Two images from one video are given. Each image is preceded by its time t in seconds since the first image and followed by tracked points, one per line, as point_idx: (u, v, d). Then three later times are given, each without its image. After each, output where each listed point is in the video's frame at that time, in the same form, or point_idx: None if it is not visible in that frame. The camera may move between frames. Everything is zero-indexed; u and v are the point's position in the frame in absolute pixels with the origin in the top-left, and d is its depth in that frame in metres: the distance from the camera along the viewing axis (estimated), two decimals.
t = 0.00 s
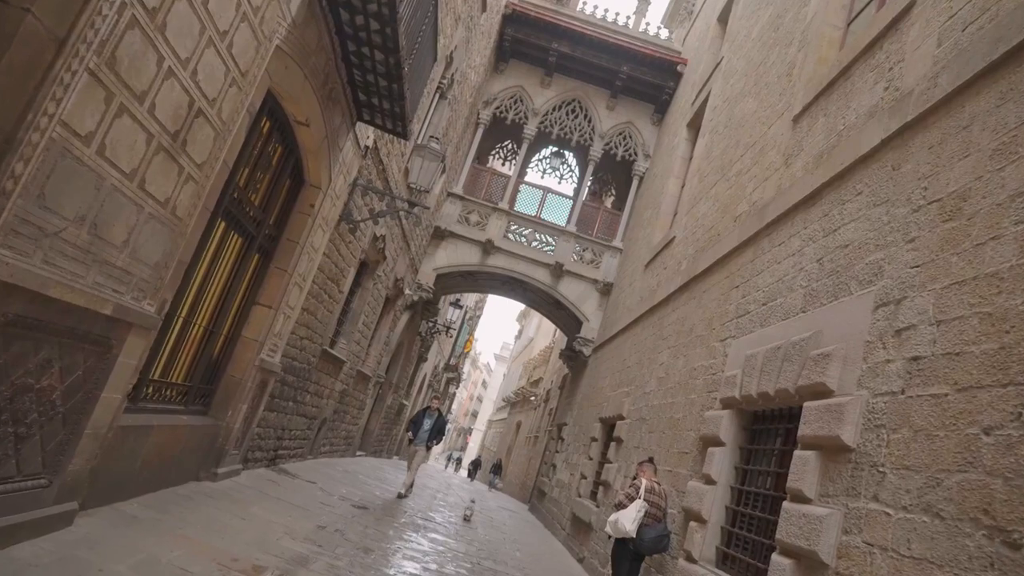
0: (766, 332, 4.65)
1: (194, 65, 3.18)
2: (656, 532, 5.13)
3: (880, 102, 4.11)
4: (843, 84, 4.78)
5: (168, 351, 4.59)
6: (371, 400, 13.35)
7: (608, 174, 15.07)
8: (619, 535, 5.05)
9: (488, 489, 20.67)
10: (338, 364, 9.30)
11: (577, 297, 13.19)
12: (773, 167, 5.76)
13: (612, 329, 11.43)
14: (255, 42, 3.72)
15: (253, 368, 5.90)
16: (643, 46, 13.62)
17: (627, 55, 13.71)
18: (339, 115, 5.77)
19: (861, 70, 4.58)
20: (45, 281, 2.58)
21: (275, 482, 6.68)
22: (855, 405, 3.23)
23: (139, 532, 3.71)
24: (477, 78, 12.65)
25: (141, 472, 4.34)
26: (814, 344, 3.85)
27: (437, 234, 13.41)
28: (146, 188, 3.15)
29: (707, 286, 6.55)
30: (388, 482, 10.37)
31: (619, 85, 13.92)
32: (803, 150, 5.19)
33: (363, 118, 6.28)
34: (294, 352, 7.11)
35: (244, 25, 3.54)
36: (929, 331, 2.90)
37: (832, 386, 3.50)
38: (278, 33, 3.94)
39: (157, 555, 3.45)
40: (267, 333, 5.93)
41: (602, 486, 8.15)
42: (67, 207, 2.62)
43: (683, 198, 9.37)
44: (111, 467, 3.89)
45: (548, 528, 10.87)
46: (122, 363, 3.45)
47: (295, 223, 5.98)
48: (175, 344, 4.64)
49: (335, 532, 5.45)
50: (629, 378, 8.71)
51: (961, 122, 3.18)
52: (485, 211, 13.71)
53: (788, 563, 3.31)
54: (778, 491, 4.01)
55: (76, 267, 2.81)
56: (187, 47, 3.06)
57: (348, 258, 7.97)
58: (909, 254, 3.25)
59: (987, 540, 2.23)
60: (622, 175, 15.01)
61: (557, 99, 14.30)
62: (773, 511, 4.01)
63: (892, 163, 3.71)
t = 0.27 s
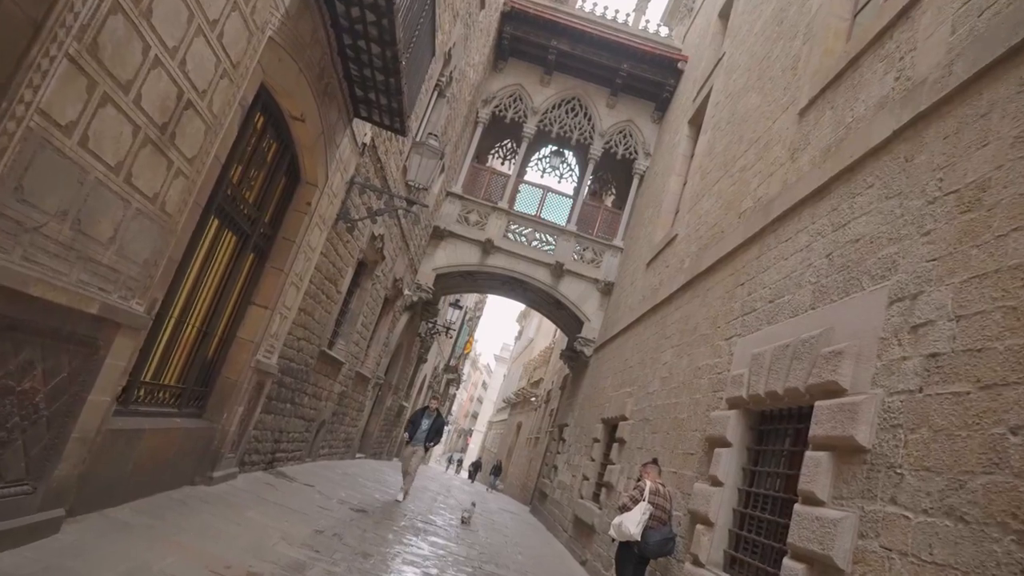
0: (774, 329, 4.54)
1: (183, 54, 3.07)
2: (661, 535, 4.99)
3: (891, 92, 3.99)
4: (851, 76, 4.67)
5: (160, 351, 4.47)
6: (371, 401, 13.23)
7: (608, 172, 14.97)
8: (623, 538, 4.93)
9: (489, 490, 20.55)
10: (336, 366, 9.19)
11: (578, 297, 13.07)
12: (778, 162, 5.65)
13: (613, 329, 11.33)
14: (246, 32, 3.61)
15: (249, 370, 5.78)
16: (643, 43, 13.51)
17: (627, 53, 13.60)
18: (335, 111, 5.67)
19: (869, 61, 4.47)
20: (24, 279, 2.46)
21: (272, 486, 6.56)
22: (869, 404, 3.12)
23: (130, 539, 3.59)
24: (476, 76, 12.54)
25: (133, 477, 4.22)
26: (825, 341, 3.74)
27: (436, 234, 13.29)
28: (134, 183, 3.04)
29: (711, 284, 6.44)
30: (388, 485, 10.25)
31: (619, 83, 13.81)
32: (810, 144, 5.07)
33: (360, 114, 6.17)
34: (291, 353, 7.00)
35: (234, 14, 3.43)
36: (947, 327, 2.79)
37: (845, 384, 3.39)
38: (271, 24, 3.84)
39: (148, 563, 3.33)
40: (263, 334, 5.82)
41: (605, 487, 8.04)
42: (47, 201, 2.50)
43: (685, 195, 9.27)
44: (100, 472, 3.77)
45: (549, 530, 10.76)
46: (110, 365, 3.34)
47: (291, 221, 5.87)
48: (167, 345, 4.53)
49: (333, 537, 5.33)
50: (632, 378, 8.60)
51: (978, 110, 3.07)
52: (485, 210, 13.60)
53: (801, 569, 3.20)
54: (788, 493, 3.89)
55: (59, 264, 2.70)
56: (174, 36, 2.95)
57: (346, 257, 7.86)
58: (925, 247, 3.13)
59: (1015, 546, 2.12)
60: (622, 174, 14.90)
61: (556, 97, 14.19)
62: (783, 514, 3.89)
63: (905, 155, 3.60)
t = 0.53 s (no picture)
0: (783, 325, 4.41)
1: (168, 39, 2.94)
2: (666, 538, 4.87)
3: (904, 78, 3.86)
4: (860, 64, 4.54)
5: (149, 351, 4.33)
6: (370, 403, 13.09)
7: (608, 171, 14.85)
8: (628, 541, 4.79)
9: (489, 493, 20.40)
10: (333, 367, 9.04)
11: (579, 297, 12.94)
12: (784, 154, 5.51)
13: (615, 329, 11.20)
14: (235, 19, 3.47)
15: (243, 371, 5.64)
16: (642, 40, 13.40)
17: (626, 50, 13.49)
18: (330, 105, 5.54)
19: (879, 48, 4.34)
20: None
21: (268, 490, 6.41)
22: (887, 401, 2.98)
23: (117, 547, 3.45)
24: (474, 74, 12.40)
25: (121, 482, 4.08)
26: (839, 336, 3.60)
27: (435, 234, 13.15)
28: (117, 173, 2.90)
29: (716, 280, 6.31)
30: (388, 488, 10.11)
31: (619, 81, 13.69)
32: (817, 135, 4.94)
33: (356, 109, 6.04)
34: (287, 354, 6.86)
35: None
36: (970, 318, 2.66)
37: (862, 380, 3.25)
38: (261, 11, 3.70)
39: (135, 571, 3.19)
40: (257, 334, 5.68)
41: (608, 489, 7.90)
42: (21, 190, 2.36)
43: (687, 192, 9.14)
44: (85, 477, 3.62)
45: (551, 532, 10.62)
46: (94, 365, 3.20)
47: (285, 218, 5.74)
48: (156, 345, 4.39)
49: (331, 542, 5.18)
50: (634, 378, 8.46)
51: (999, 93, 2.94)
52: (484, 210, 13.46)
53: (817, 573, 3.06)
54: (800, 494, 3.76)
55: (36, 258, 2.56)
56: (158, 19, 2.81)
57: (342, 256, 7.72)
58: (944, 237, 3.00)
59: None
60: (621, 172, 14.78)
61: (555, 95, 14.06)
62: (795, 516, 3.75)
63: (920, 142, 3.47)
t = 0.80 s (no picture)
0: (791, 321, 4.27)
1: (149, 23, 2.80)
2: (670, 542, 4.74)
3: (916, 64, 3.73)
4: (868, 52, 4.41)
5: (135, 353, 4.18)
6: (368, 406, 12.94)
7: (607, 169, 14.72)
8: (632, 544, 4.65)
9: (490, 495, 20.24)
10: (331, 369, 8.90)
11: (579, 296, 12.80)
12: (789, 147, 5.38)
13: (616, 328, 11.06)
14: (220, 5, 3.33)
15: (236, 373, 5.50)
16: (642, 37, 13.28)
17: (625, 47, 13.37)
18: (324, 99, 5.40)
19: (888, 34, 4.21)
20: None
21: (262, 494, 6.26)
22: (906, 398, 2.84)
23: (101, 555, 3.31)
24: (471, 72, 12.27)
25: (108, 488, 3.93)
26: (852, 331, 3.46)
27: (433, 234, 13.01)
28: (96, 164, 2.76)
29: (720, 277, 6.17)
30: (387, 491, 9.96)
31: (618, 78, 13.57)
32: (824, 126, 4.81)
33: (350, 103, 5.90)
34: (282, 356, 6.71)
35: None
36: (994, 310, 2.52)
37: (879, 377, 3.10)
38: None
39: None
40: (250, 334, 5.54)
41: (611, 491, 7.75)
42: None
43: (688, 189, 9.01)
44: (68, 483, 3.47)
45: (553, 535, 10.48)
46: (74, 365, 3.06)
47: (278, 216, 5.60)
48: (143, 346, 4.25)
49: (326, 548, 5.03)
50: (636, 377, 8.32)
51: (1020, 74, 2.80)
52: (483, 209, 13.32)
53: None
54: (813, 496, 3.62)
55: (8, 252, 2.42)
56: (137, 1, 2.68)
57: (339, 256, 7.58)
58: (964, 226, 2.87)
59: None
60: (621, 171, 14.65)
61: (553, 93, 13.94)
62: (808, 519, 3.61)
63: (936, 128, 3.33)
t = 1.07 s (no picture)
0: (798, 318, 4.15)
1: (129, 9, 2.68)
2: (674, 545, 4.59)
3: (927, 51, 3.61)
4: (876, 41, 4.29)
5: (123, 355, 4.06)
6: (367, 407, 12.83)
7: (607, 168, 14.60)
8: (634, 548, 4.52)
9: (491, 496, 20.11)
10: (328, 371, 8.78)
11: (579, 296, 12.68)
12: (793, 140, 5.26)
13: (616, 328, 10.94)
14: None
15: (229, 375, 5.37)
16: (641, 33, 13.16)
17: (624, 44, 13.25)
18: (317, 95, 5.28)
19: (897, 23, 4.09)
20: None
21: (258, 498, 6.14)
22: (922, 397, 2.72)
23: (85, 564, 3.19)
24: (469, 69, 12.15)
25: (95, 495, 3.80)
26: (863, 328, 3.34)
27: (432, 233, 12.89)
28: (74, 156, 2.64)
29: (723, 274, 6.05)
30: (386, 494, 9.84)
31: (617, 75, 13.45)
32: (830, 118, 4.69)
33: (345, 100, 5.78)
34: (277, 358, 6.59)
35: None
36: (1016, 304, 2.40)
37: (893, 375, 2.98)
38: None
39: None
40: (243, 336, 5.41)
41: (613, 493, 7.63)
42: None
43: (689, 186, 8.90)
44: (51, 490, 3.35)
45: (554, 538, 10.36)
46: (54, 367, 2.94)
47: (272, 215, 5.48)
48: (131, 347, 4.13)
49: (323, 554, 4.90)
50: (638, 377, 8.20)
51: None
52: (481, 209, 13.20)
53: None
54: (823, 498, 3.49)
55: None
56: None
57: (335, 255, 7.46)
58: (981, 217, 2.75)
59: None
60: (621, 169, 14.54)
61: (552, 91, 13.82)
62: (819, 522, 3.49)
63: (949, 117, 3.21)
